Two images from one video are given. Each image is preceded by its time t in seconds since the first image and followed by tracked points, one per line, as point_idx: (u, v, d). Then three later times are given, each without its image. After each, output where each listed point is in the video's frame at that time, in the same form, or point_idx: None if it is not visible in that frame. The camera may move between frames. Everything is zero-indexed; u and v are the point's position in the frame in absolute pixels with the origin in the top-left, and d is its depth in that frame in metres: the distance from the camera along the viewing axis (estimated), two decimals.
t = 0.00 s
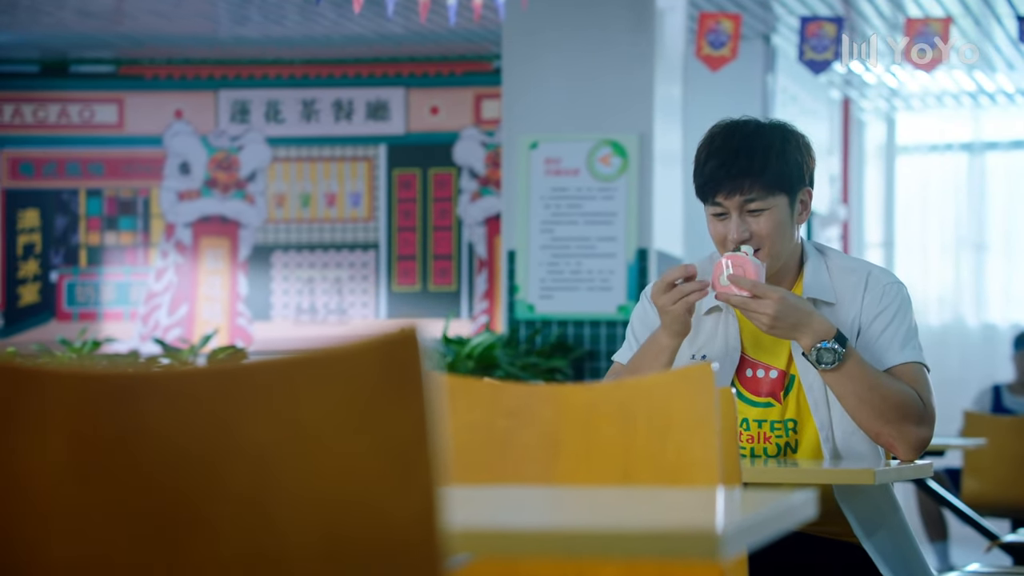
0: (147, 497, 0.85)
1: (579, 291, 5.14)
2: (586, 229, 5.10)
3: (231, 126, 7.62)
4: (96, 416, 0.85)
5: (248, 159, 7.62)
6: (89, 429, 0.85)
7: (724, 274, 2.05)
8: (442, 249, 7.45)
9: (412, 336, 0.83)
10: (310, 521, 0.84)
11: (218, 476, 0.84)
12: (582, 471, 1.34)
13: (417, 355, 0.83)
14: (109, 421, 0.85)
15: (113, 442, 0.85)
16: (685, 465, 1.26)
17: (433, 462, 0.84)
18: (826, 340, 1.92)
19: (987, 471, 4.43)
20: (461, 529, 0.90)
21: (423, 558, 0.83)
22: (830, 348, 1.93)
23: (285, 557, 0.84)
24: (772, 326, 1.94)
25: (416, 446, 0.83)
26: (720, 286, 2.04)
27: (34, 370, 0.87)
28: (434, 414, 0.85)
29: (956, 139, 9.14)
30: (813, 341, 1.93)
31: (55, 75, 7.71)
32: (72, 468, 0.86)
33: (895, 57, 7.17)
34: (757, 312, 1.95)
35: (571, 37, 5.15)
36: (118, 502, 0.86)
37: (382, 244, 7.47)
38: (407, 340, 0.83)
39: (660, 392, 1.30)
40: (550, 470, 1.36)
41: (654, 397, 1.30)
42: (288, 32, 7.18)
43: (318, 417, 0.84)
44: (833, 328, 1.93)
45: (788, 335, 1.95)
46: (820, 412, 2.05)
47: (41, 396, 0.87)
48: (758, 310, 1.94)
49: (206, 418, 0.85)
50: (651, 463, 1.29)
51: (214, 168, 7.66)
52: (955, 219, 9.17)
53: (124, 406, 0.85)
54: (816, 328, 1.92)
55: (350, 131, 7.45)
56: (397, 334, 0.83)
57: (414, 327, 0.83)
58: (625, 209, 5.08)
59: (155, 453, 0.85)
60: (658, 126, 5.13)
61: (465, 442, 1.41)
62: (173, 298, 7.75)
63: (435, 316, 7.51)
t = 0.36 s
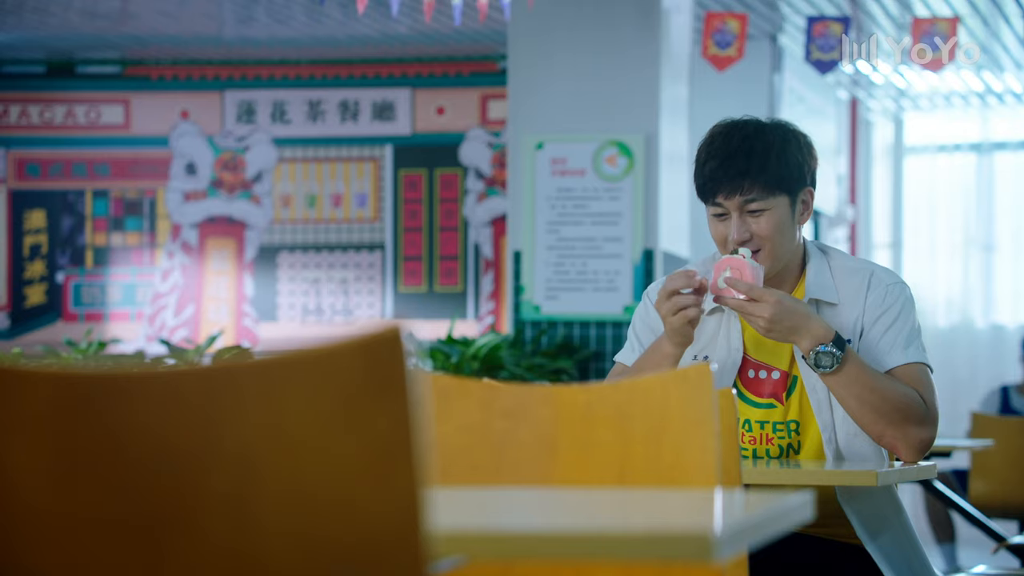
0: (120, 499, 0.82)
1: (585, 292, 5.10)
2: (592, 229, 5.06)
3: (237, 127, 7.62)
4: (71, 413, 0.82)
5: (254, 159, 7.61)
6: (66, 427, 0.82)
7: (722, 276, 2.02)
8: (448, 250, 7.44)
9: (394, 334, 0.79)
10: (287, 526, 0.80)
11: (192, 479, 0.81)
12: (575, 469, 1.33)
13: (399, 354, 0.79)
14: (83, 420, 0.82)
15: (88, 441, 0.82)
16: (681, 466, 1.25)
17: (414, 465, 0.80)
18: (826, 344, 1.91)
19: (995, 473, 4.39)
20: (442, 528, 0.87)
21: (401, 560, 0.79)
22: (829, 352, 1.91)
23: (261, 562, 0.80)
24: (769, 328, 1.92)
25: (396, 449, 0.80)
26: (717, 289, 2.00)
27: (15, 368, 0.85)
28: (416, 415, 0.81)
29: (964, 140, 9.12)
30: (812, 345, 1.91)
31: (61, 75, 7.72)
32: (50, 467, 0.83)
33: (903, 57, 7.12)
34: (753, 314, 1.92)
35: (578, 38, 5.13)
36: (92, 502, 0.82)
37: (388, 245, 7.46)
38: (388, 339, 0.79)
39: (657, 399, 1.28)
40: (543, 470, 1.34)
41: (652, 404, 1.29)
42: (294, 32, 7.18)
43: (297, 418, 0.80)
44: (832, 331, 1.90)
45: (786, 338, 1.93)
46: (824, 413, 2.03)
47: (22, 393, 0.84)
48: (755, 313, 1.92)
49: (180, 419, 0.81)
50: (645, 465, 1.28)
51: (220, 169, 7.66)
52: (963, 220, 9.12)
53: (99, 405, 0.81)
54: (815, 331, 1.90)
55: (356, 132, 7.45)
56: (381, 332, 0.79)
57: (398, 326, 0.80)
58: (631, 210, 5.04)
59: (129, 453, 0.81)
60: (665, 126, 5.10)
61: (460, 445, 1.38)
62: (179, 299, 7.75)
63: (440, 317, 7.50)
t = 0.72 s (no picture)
0: (111, 500, 0.80)
1: (588, 292, 5.09)
2: (596, 229, 5.04)
3: (241, 127, 7.61)
4: (58, 414, 0.80)
5: (259, 159, 7.60)
6: (47, 432, 0.81)
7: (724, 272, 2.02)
8: (452, 249, 7.44)
9: (378, 333, 0.79)
10: (276, 527, 0.79)
11: (182, 479, 0.79)
12: (571, 469, 1.31)
13: (383, 353, 0.79)
14: (70, 420, 0.80)
15: (77, 441, 0.80)
16: (677, 466, 1.24)
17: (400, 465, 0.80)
18: (828, 343, 1.89)
19: (1000, 473, 4.36)
20: (428, 527, 0.86)
21: (390, 559, 0.79)
22: (831, 351, 1.90)
23: (252, 563, 0.79)
24: (772, 327, 1.91)
25: (384, 448, 0.79)
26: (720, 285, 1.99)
27: None
28: (401, 415, 0.81)
29: (970, 139, 9.09)
30: (816, 344, 1.90)
31: (65, 75, 7.72)
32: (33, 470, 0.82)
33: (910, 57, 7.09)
34: (756, 312, 1.92)
35: (581, 37, 5.10)
36: (81, 504, 0.81)
37: (392, 245, 7.46)
38: (373, 338, 0.79)
39: (650, 400, 1.27)
40: (539, 471, 1.33)
41: (646, 404, 1.28)
42: (298, 32, 7.18)
43: (286, 418, 0.79)
44: (835, 330, 1.89)
45: (789, 336, 1.92)
46: (824, 414, 2.02)
47: None
48: (758, 311, 1.91)
49: (169, 418, 0.79)
50: (640, 466, 1.27)
51: (224, 168, 7.65)
52: (969, 218, 9.08)
53: (79, 409, 0.80)
54: (818, 330, 1.89)
55: (360, 132, 7.45)
56: (366, 329, 0.79)
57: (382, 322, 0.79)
58: (635, 209, 5.02)
59: (118, 455, 0.80)
60: (669, 125, 5.08)
61: (454, 446, 1.37)
62: (183, 299, 7.73)
63: (444, 316, 7.50)
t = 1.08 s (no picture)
0: (101, 501, 0.79)
1: (592, 292, 5.06)
2: (599, 229, 5.03)
3: (245, 127, 7.61)
4: (49, 412, 0.79)
5: (262, 159, 7.60)
6: (27, 432, 0.80)
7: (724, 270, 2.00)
8: (456, 250, 7.42)
9: (360, 332, 0.78)
10: (266, 528, 0.78)
11: (171, 478, 0.78)
12: (566, 472, 1.30)
13: (364, 353, 0.78)
14: (62, 419, 0.79)
15: (68, 440, 0.79)
16: (672, 467, 1.21)
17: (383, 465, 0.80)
18: (831, 342, 1.89)
19: (1005, 473, 4.34)
20: (411, 528, 0.85)
21: (371, 559, 0.79)
22: (833, 350, 1.90)
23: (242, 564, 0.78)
24: (775, 330, 1.90)
25: (366, 448, 0.79)
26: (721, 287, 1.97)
27: None
28: (383, 415, 0.80)
29: (976, 139, 9.04)
30: (817, 344, 1.89)
31: (68, 76, 7.72)
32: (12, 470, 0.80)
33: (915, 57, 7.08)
34: (759, 315, 1.90)
35: (585, 37, 5.08)
36: (72, 503, 0.79)
37: (396, 245, 7.45)
38: (355, 336, 0.78)
39: (645, 400, 1.25)
40: (534, 470, 1.32)
41: (640, 403, 1.26)
42: (301, 32, 7.18)
43: (274, 417, 0.77)
44: (836, 330, 1.89)
45: (791, 340, 1.91)
46: (824, 412, 2.02)
47: None
48: (762, 313, 1.89)
49: (156, 418, 0.78)
50: (636, 467, 1.25)
51: (228, 169, 7.65)
52: (974, 218, 9.05)
53: (58, 409, 0.79)
54: (820, 331, 1.89)
55: (364, 132, 7.43)
56: (345, 330, 0.78)
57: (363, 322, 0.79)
58: (639, 209, 5.01)
59: (110, 453, 0.78)
60: (673, 126, 5.06)
61: (450, 446, 1.37)
62: (186, 300, 7.73)
63: (447, 317, 7.49)
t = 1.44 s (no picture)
0: (96, 503, 0.78)
1: (597, 292, 5.05)
2: (604, 229, 5.01)
3: (250, 127, 7.61)
4: (37, 415, 0.77)
5: (267, 159, 7.60)
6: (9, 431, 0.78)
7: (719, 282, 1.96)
8: (461, 250, 7.42)
9: (342, 331, 0.79)
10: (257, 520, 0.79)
11: (167, 478, 0.78)
12: (559, 473, 1.29)
13: (347, 353, 0.79)
14: (53, 421, 0.77)
15: (61, 440, 0.77)
16: (667, 470, 1.21)
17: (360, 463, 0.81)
18: (831, 345, 1.87)
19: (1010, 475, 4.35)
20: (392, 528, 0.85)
21: (355, 556, 0.80)
22: (834, 353, 1.87)
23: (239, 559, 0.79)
24: (775, 336, 1.86)
25: (345, 447, 0.80)
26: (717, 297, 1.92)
27: None
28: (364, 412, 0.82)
29: (983, 138, 8.51)
30: (817, 347, 1.87)
31: (74, 76, 7.72)
32: None
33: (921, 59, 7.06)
34: (758, 321, 1.86)
35: (591, 37, 5.06)
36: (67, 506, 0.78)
37: (401, 245, 7.44)
38: (336, 336, 0.79)
39: (642, 400, 1.24)
40: (528, 472, 1.31)
41: (637, 405, 1.25)
42: (307, 31, 7.18)
43: (267, 416, 0.78)
44: (836, 332, 1.87)
45: (792, 343, 1.88)
46: (829, 413, 2.01)
47: None
48: (762, 320, 1.85)
49: (150, 417, 0.77)
50: (632, 469, 1.24)
51: (233, 169, 7.65)
52: (980, 216, 8.45)
53: (43, 408, 0.77)
54: (820, 333, 1.86)
55: (369, 132, 7.43)
56: (328, 329, 0.78)
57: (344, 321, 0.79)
58: (644, 209, 4.99)
59: (104, 454, 0.77)
60: (678, 125, 5.04)
61: (444, 446, 1.35)
62: (192, 299, 7.76)
63: (452, 317, 7.48)
